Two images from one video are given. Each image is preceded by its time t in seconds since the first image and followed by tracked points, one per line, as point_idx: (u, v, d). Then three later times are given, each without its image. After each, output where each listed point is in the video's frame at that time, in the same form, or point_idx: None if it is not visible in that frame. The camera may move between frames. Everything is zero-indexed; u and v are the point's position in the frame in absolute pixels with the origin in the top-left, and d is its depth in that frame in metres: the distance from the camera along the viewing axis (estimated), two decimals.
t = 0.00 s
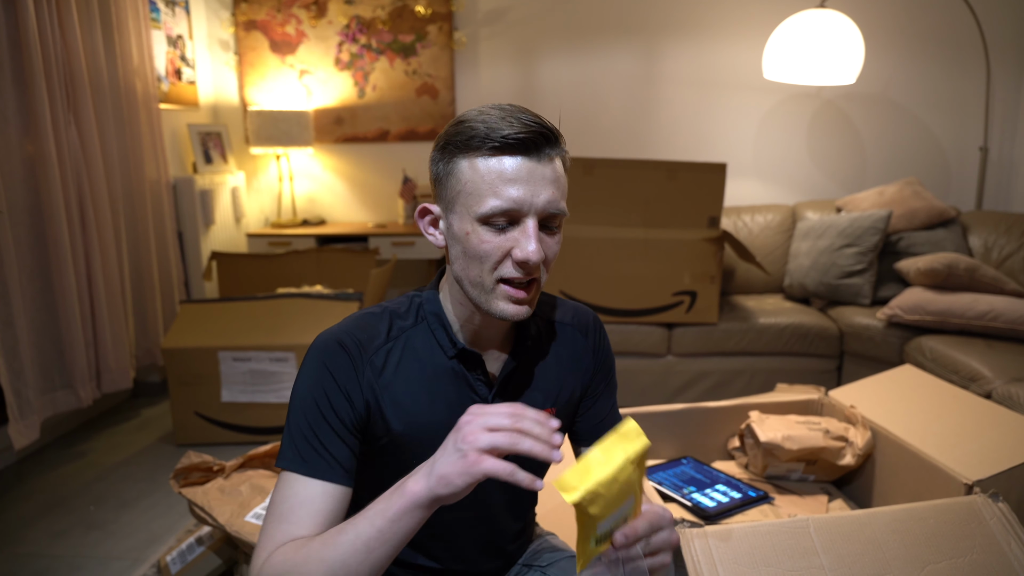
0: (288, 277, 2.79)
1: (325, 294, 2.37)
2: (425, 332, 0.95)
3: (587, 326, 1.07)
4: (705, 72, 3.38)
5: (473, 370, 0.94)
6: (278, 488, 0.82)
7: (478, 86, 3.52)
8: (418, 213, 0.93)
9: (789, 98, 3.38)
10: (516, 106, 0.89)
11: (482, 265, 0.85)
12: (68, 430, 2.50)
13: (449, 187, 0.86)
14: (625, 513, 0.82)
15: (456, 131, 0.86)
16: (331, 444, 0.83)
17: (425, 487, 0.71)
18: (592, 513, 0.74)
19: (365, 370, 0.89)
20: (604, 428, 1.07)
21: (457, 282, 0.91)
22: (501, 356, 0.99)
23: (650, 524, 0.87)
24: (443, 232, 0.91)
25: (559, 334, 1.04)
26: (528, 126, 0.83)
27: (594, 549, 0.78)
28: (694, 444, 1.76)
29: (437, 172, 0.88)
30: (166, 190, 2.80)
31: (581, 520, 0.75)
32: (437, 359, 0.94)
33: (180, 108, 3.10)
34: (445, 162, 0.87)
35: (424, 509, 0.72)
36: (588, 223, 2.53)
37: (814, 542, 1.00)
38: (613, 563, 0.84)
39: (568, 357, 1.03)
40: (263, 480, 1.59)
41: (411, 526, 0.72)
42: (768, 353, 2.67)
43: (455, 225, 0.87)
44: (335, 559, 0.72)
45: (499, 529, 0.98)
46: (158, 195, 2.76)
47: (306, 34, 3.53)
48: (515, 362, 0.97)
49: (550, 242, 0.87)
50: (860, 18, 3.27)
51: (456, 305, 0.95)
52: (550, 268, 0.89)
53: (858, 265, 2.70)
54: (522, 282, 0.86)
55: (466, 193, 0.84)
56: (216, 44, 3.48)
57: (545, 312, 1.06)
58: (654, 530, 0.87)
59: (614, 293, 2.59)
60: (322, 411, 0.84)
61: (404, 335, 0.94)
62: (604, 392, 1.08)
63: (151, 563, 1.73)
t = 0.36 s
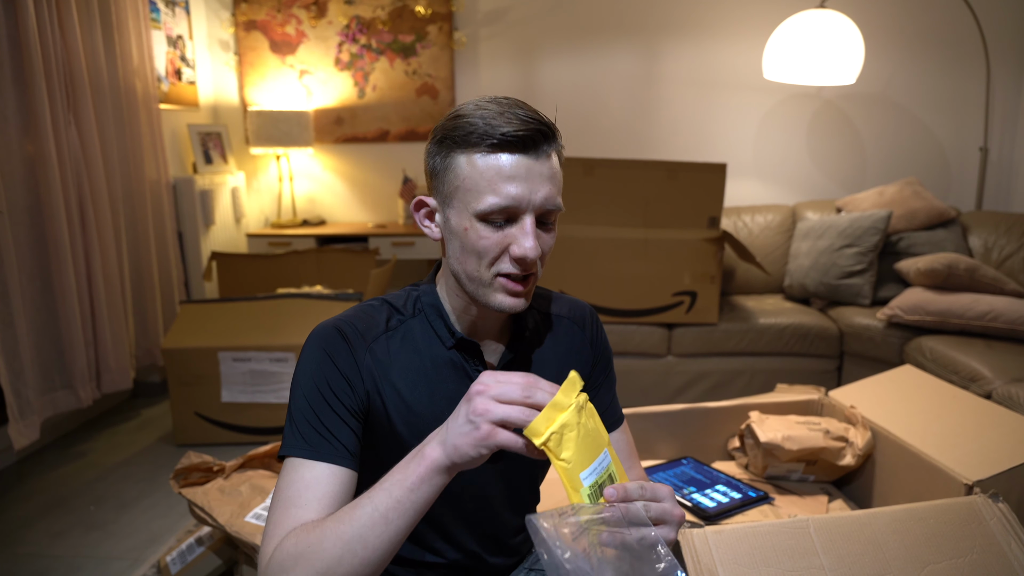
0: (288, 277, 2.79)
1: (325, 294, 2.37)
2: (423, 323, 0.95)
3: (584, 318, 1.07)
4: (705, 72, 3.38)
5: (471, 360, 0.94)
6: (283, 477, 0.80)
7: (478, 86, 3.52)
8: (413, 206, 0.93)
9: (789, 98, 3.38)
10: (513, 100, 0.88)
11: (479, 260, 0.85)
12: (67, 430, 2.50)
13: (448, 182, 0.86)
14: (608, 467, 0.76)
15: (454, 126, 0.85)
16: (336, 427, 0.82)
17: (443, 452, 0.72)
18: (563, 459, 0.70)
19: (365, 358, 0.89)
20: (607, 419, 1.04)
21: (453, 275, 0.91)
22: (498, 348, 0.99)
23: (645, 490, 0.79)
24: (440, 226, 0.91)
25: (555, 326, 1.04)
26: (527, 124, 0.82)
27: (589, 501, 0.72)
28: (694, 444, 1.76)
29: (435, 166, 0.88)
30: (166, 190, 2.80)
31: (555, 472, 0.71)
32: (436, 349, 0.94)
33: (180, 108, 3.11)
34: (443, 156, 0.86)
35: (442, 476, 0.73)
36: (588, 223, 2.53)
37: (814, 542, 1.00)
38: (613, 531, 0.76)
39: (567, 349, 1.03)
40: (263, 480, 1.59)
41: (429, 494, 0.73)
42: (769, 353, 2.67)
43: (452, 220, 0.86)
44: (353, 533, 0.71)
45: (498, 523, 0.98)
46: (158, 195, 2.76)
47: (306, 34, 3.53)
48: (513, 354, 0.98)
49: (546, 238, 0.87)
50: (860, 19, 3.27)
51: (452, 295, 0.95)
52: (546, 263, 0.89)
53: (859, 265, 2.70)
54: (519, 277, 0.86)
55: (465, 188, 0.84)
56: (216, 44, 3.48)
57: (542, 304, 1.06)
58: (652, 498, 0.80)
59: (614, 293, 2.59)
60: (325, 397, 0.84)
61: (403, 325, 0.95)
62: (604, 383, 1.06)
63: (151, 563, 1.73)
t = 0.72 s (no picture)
0: (288, 277, 2.79)
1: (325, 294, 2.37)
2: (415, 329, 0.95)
3: (580, 319, 1.06)
4: (705, 71, 3.38)
5: (463, 367, 0.94)
6: (286, 485, 0.81)
7: (478, 86, 3.52)
8: (392, 230, 0.94)
9: (789, 98, 3.38)
10: (485, 120, 0.85)
11: (461, 291, 0.86)
12: (67, 430, 2.50)
13: (423, 214, 0.85)
14: (611, 474, 0.73)
15: (424, 158, 0.83)
16: (335, 431, 0.83)
17: (438, 439, 0.73)
18: (562, 468, 0.67)
19: (360, 363, 0.90)
20: (608, 419, 1.03)
21: (438, 296, 0.91)
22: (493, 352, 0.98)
23: (651, 498, 0.77)
24: (420, 250, 0.91)
25: (551, 328, 1.03)
26: (498, 156, 0.80)
27: (591, 510, 0.68)
28: (694, 444, 1.76)
29: (410, 195, 0.87)
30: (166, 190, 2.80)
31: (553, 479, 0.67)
32: (429, 356, 0.94)
33: (180, 108, 3.10)
34: (416, 188, 0.85)
35: (441, 463, 0.73)
36: (588, 223, 2.53)
37: (814, 542, 1.00)
38: (615, 540, 0.71)
39: (562, 352, 1.02)
40: (263, 480, 1.59)
41: (430, 481, 0.73)
42: (769, 354, 2.67)
43: (431, 251, 0.86)
44: (359, 528, 0.71)
45: (495, 526, 0.97)
46: (157, 195, 2.76)
47: (306, 33, 3.53)
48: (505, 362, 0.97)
49: (528, 263, 0.87)
50: (860, 18, 3.27)
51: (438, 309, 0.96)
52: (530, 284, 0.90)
53: (859, 266, 2.70)
54: (501, 306, 0.86)
55: (440, 223, 0.83)
56: (216, 44, 3.48)
57: (537, 306, 1.05)
58: (658, 507, 0.77)
59: (614, 293, 2.59)
60: (322, 404, 0.84)
61: (396, 331, 0.95)
62: (603, 382, 1.05)
63: (150, 563, 1.73)
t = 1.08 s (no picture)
0: (288, 277, 2.79)
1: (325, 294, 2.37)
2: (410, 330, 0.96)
3: (577, 324, 1.05)
4: (705, 71, 3.38)
5: (455, 371, 0.93)
6: (275, 478, 0.82)
7: (478, 85, 3.52)
8: (382, 234, 0.95)
9: (789, 98, 3.38)
10: (472, 128, 0.85)
11: (445, 298, 0.86)
12: (67, 430, 2.50)
13: (408, 221, 0.86)
14: (588, 496, 0.73)
15: (408, 166, 0.84)
16: (323, 429, 0.84)
17: (410, 436, 0.73)
18: (536, 493, 0.69)
19: (351, 363, 0.91)
20: (603, 425, 1.03)
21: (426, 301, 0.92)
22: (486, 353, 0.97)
23: (633, 517, 0.77)
24: (408, 255, 0.92)
25: (548, 332, 1.02)
26: (481, 165, 0.80)
27: (565, 533, 0.70)
28: (694, 444, 1.76)
29: (396, 201, 0.87)
30: (166, 190, 2.80)
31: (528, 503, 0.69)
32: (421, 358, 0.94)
33: (180, 108, 3.11)
34: (402, 195, 0.85)
35: (411, 461, 0.73)
36: (588, 223, 2.53)
37: (814, 543, 1.00)
38: (590, 558, 0.72)
39: (558, 357, 1.01)
40: (263, 480, 1.59)
41: (400, 478, 0.73)
42: (768, 354, 2.67)
43: (417, 257, 0.87)
44: (330, 525, 0.72)
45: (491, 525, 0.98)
46: (157, 195, 2.76)
47: (306, 34, 3.53)
48: (498, 367, 0.97)
49: (513, 272, 0.87)
50: (860, 19, 3.27)
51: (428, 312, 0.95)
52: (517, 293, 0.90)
53: (859, 266, 2.70)
54: (485, 314, 0.86)
55: (423, 231, 0.84)
56: (216, 44, 3.49)
57: (533, 310, 1.04)
58: (641, 525, 0.77)
59: (614, 293, 2.59)
60: (314, 401, 0.86)
61: (390, 332, 0.96)
62: (599, 388, 1.04)
63: (151, 563, 1.73)
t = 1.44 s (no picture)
0: (288, 277, 2.79)
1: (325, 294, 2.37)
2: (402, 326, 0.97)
3: (568, 319, 1.05)
4: (705, 72, 3.38)
5: (446, 365, 0.94)
6: (264, 466, 0.83)
7: (479, 85, 3.52)
8: (372, 232, 0.96)
9: (789, 98, 3.38)
10: (458, 125, 0.86)
11: (433, 294, 0.87)
12: (67, 430, 2.50)
13: (396, 219, 0.87)
14: (568, 483, 0.73)
15: (394, 164, 0.84)
16: (314, 419, 0.85)
17: (403, 412, 0.73)
18: (512, 474, 0.70)
19: (344, 356, 0.92)
20: (592, 419, 1.02)
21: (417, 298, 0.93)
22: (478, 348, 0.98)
23: (614, 511, 0.77)
24: (397, 252, 0.92)
25: (536, 327, 1.02)
26: (465, 161, 0.81)
27: (539, 515, 0.70)
28: (694, 444, 1.76)
29: (385, 199, 0.88)
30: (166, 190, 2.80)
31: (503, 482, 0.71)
32: (411, 354, 0.94)
33: (180, 108, 3.11)
34: (389, 193, 0.86)
35: (404, 438, 0.73)
36: (589, 223, 2.53)
37: (814, 543, 1.00)
38: (562, 544, 0.72)
39: (547, 352, 1.01)
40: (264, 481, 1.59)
41: (392, 455, 0.73)
42: (768, 354, 2.67)
43: (406, 254, 0.88)
44: (320, 501, 0.72)
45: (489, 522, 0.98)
46: (158, 195, 2.76)
47: (306, 34, 3.53)
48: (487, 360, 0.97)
49: (500, 266, 0.87)
50: (860, 19, 3.27)
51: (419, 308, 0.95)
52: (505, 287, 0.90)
53: (858, 266, 2.70)
54: (473, 309, 0.86)
55: (410, 227, 0.85)
56: (216, 44, 3.49)
57: (524, 305, 1.04)
58: (620, 519, 0.77)
59: (613, 293, 2.59)
60: (306, 392, 0.87)
61: (383, 327, 0.97)
62: (590, 383, 1.04)
63: (151, 563, 1.73)
